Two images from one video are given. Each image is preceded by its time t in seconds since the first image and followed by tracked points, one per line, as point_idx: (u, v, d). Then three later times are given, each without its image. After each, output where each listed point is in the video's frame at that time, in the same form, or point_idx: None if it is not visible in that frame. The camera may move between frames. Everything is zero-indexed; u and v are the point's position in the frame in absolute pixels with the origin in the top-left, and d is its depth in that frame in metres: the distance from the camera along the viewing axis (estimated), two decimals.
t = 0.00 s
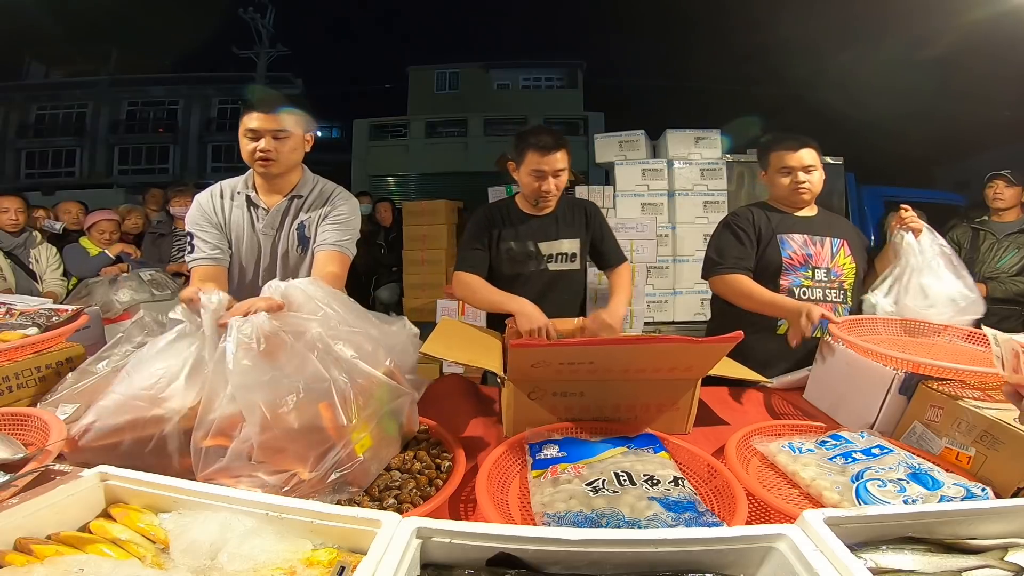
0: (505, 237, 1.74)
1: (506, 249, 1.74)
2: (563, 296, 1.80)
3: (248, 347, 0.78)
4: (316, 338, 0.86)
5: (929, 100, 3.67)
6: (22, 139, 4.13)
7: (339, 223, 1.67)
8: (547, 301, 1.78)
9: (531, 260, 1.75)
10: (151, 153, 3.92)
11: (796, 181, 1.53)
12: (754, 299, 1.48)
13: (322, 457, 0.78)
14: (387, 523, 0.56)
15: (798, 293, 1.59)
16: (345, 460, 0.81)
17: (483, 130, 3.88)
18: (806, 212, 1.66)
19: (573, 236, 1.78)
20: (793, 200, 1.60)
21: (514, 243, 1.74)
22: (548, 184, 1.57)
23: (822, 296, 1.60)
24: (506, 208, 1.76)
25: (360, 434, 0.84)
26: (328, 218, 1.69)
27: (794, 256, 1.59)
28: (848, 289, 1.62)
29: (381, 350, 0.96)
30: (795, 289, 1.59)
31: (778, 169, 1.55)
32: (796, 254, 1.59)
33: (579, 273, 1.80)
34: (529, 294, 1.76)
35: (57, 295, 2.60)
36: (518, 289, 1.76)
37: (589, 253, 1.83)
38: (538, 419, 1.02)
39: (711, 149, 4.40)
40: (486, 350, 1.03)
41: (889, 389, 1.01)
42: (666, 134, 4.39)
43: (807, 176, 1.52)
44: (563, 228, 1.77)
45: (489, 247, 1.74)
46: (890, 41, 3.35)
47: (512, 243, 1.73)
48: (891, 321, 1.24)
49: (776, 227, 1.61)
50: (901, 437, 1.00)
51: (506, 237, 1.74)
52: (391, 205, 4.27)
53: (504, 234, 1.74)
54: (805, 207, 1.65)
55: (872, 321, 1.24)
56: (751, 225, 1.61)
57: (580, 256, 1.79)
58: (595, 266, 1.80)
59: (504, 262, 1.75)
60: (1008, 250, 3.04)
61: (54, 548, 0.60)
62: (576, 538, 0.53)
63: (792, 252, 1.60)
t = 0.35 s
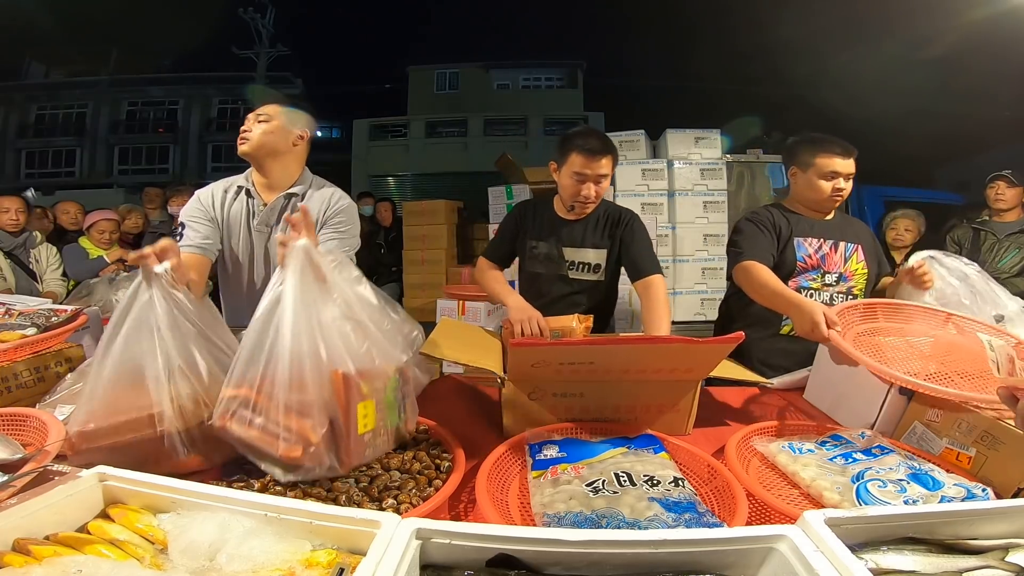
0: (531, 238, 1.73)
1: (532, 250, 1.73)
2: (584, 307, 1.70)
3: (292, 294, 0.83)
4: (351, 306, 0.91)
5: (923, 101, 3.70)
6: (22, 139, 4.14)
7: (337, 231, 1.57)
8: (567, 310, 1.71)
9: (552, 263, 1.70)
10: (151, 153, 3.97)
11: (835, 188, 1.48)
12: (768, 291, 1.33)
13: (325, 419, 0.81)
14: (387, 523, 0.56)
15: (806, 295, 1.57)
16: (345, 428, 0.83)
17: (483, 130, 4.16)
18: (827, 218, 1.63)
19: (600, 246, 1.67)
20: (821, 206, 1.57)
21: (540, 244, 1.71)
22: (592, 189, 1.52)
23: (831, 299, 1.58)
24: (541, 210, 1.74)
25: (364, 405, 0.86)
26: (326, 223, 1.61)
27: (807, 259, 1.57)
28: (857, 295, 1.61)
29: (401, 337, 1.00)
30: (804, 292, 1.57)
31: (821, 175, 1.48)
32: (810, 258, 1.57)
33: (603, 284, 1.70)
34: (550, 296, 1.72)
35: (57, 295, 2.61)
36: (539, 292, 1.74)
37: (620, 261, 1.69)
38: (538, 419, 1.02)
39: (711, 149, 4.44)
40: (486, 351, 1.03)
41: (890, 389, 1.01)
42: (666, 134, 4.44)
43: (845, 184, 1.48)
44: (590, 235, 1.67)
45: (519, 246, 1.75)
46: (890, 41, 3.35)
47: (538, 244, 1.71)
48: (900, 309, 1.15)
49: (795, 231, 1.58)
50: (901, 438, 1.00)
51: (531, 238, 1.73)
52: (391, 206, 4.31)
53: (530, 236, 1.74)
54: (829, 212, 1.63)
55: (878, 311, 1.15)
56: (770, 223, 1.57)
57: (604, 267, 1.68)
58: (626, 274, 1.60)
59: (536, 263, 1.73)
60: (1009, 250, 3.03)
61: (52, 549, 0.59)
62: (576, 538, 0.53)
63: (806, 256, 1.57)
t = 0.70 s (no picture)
0: (540, 238, 1.74)
1: (541, 249, 1.74)
2: (590, 306, 1.70)
3: (333, 202, 0.97)
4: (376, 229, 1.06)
5: (922, 101, 3.84)
6: (23, 139, 4.15)
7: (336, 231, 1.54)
8: (573, 308, 1.72)
9: (560, 262, 1.70)
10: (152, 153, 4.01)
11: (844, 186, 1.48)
12: (797, 287, 1.28)
13: (361, 304, 0.88)
14: (387, 523, 0.56)
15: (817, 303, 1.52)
16: (375, 318, 0.90)
17: (482, 130, 4.24)
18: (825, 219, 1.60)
19: (606, 243, 1.66)
20: (824, 207, 1.54)
21: (549, 243, 1.72)
22: (604, 182, 1.51)
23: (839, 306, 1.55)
24: (551, 209, 1.74)
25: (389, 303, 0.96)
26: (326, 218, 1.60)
27: (818, 265, 1.53)
28: (860, 298, 1.59)
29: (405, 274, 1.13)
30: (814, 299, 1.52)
31: (831, 170, 1.47)
32: (820, 264, 1.52)
33: (609, 282, 1.67)
34: (557, 295, 1.73)
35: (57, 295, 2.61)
36: (548, 292, 1.74)
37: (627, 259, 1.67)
38: (538, 419, 1.02)
39: (711, 149, 4.16)
40: (486, 351, 1.02)
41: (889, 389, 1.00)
42: (666, 134, 4.14)
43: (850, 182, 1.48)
44: (596, 233, 1.66)
45: (530, 246, 1.77)
46: (890, 41, 3.35)
47: (547, 244, 1.72)
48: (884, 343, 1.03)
49: (808, 234, 1.53)
50: (900, 437, 1.00)
51: (542, 238, 1.73)
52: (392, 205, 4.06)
53: (539, 234, 1.75)
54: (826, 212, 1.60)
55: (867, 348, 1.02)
56: (785, 222, 1.51)
57: (610, 264, 1.65)
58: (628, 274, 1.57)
59: (546, 262, 1.73)
60: (1009, 250, 3.02)
61: (52, 549, 0.59)
62: (577, 539, 0.53)
63: (817, 261, 1.53)
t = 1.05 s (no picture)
0: (538, 239, 1.74)
1: (538, 250, 1.73)
2: (589, 305, 1.69)
3: (323, 181, 1.31)
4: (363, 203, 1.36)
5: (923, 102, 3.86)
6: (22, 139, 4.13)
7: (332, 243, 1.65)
8: (573, 307, 1.70)
9: (559, 263, 1.70)
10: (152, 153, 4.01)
11: (830, 181, 1.43)
12: (814, 301, 1.23)
13: (338, 257, 1.20)
14: (387, 523, 0.56)
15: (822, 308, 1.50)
16: (351, 267, 1.22)
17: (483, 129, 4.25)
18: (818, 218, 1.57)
19: (604, 242, 1.66)
20: (815, 204, 1.51)
21: (547, 243, 1.72)
22: (592, 182, 1.50)
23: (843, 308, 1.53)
24: (548, 210, 1.75)
25: (366, 257, 1.25)
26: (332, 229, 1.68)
27: (822, 269, 1.50)
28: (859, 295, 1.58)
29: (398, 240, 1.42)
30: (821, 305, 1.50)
31: (813, 167, 1.43)
32: (823, 268, 1.50)
33: (610, 282, 1.68)
34: (556, 294, 1.72)
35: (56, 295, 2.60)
36: (548, 293, 1.74)
37: (627, 259, 1.67)
38: (538, 418, 1.02)
39: (712, 149, 4.13)
40: (486, 352, 1.02)
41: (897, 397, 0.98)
42: (666, 134, 4.13)
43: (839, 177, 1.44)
44: (594, 232, 1.66)
45: (529, 247, 1.77)
46: (890, 41, 3.36)
47: (544, 244, 1.71)
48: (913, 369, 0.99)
49: (811, 238, 1.50)
50: (900, 438, 0.99)
51: (539, 240, 1.73)
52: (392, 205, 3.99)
53: (537, 235, 1.75)
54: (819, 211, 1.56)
55: (895, 373, 0.97)
56: (789, 226, 1.47)
57: (610, 263, 1.66)
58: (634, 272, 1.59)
59: (543, 263, 1.73)
60: (1010, 250, 3.02)
61: (54, 548, 0.60)
62: (577, 538, 0.53)
63: (822, 265, 1.50)
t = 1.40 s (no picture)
0: (535, 239, 1.71)
1: (538, 250, 1.71)
2: (587, 304, 1.69)
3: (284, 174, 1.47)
4: (323, 193, 1.45)
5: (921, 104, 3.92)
6: (23, 139, 4.12)
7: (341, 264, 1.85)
8: (573, 306, 1.70)
9: (558, 263, 1.68)
10: (152, 152, 4.02)
11: (819, 184, 1.42)
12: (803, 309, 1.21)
13: (271, 243, 1.38)
14: (387, 523, 0.56)
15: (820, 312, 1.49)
16: (284, 251, 1.37)
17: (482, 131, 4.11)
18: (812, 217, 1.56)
19: (604, 241, 1.67)
20: (808, 205, 1.50)
21: (545, 244, 1.69)
22: (595, 174, 1.50)
23: (841, 311, 1.52)
24: (544, 209, 1.73)
25: (302, 241, 1.37)
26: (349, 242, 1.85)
27: (818, 272, 1.49)
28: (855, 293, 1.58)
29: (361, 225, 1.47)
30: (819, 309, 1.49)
31: (802, 171, 1.42)
32: (820, 271, 1.49)
33: (609, 281, 1.68)
34: (555, 293, 1.70)
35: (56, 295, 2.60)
36: (546, 293, 1.72)
37: (625, 259, 1.69)
38: (538, 418, 1.03)
39: (711, 149, 4.10)
40: (486, 352, 1.02)
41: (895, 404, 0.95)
42: (666, 134, 4.10)
43: (830, 179, 1.42)
44: (594, 231, 1.66)
45: (524, 246, 1.73)
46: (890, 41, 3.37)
47: (543, 245, 1.69)
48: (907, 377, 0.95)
49: (806, 241, 1.49)
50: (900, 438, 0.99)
51: (536, 240, 1.70)
52: (392, 206, 3.99)
53: (534, 235, 1.72)
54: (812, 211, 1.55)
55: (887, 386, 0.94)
56: (785, 230, 1.46)
57: (610, 262, 1.67)
58: (629, 273, 1.65)
59: (539, 262, 1.71)
60: (1009, 250, 3.02)
61: (55, 548, 0.60)
62: (578, 538, 0.53)
63: (818, 268, 1.49)
